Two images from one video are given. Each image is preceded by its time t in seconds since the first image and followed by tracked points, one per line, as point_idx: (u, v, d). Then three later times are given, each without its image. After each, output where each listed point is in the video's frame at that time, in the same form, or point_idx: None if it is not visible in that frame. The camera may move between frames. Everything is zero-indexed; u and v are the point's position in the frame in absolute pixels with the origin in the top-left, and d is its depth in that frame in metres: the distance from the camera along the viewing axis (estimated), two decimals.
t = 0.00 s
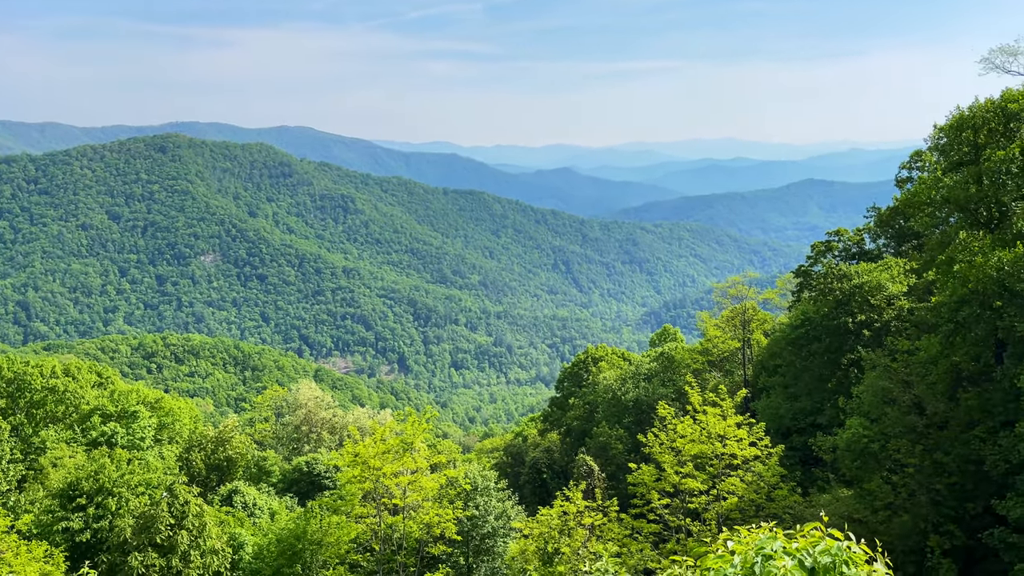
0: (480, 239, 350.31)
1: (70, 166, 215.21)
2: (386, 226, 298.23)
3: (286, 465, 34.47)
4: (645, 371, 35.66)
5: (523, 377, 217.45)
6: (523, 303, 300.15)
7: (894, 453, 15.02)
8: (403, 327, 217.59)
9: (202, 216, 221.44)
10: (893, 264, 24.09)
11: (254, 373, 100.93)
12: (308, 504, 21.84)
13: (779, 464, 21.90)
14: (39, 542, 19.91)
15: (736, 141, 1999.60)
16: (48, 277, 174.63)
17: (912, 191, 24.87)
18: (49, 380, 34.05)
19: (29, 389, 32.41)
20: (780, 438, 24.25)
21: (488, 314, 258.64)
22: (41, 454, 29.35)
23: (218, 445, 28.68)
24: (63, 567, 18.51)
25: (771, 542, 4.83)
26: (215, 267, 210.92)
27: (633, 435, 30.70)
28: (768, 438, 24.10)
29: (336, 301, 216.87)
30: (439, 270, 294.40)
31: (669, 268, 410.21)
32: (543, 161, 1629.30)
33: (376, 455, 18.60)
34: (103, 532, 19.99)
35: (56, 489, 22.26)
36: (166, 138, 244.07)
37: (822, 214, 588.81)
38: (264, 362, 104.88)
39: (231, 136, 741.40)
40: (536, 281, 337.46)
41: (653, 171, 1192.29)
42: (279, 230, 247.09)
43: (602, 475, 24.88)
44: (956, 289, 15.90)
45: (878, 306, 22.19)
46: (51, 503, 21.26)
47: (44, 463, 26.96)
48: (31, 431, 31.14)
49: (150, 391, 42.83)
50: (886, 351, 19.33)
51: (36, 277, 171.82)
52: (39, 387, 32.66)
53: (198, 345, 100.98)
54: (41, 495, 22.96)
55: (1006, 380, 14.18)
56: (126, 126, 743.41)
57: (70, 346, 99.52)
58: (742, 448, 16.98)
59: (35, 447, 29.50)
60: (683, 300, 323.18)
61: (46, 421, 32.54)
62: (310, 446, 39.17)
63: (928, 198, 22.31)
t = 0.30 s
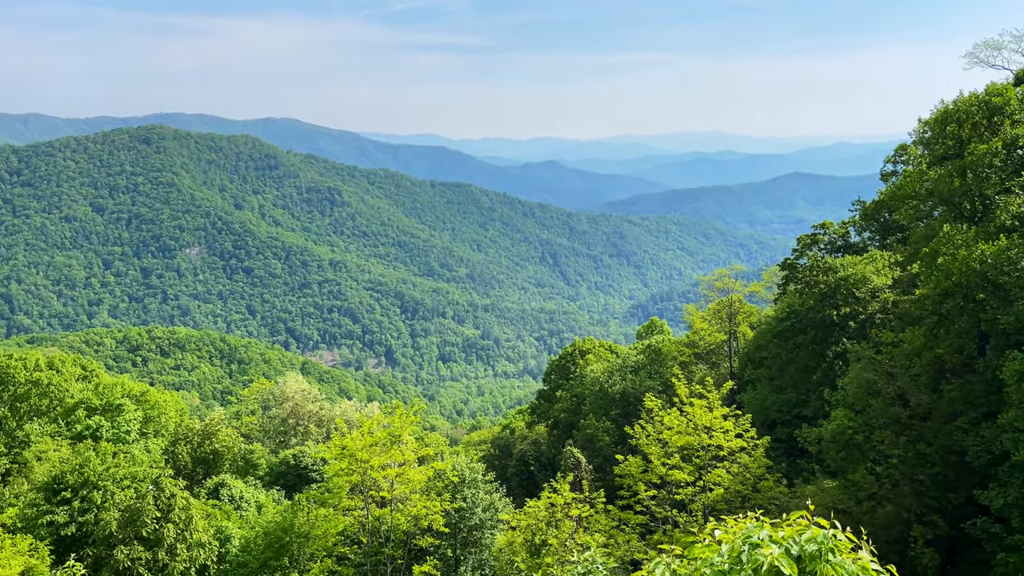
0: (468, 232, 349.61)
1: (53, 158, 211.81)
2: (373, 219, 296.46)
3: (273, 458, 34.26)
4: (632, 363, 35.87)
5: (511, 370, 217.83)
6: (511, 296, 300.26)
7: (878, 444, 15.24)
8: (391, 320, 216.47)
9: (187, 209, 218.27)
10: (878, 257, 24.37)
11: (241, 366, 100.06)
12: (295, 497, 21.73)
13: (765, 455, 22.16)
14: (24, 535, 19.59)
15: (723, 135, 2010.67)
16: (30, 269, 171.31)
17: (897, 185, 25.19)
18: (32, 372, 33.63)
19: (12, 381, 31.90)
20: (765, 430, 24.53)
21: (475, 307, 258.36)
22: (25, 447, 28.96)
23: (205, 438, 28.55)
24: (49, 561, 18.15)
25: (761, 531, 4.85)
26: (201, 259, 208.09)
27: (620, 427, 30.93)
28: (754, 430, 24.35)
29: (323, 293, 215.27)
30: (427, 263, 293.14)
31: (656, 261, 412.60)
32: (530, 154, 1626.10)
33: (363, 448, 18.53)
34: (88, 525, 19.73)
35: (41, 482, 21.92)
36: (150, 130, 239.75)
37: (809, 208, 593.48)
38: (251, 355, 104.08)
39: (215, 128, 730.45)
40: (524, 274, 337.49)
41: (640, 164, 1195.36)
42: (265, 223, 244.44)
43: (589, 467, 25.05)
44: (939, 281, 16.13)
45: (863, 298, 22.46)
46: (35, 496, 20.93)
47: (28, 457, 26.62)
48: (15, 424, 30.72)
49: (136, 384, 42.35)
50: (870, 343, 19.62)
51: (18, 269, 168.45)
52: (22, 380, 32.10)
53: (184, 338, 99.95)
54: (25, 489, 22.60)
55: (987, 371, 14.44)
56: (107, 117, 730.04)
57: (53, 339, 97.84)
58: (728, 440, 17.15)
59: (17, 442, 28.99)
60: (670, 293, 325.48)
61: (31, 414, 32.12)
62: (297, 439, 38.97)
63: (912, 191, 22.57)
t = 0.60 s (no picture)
0: (457, 224, 348.51)
1: (39, 148, 208.22)
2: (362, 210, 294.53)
3: (262, 450, 34.05)
4: (621, 355, 36.03)
5: (500, 362, 217.82)
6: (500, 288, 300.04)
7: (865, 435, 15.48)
8: (380, 313, 215.31)
9: (175, 199, 215.26)
10: (865, 249, 24.62)
11: (229, 358, 99.18)
12: (284, 489, 21.65)
13: (753, 446, 22.45)
14: (11, 528, 19.30)
15: (711, 128, 2015.16)
16: (14, 260, 168.44)
17: (886, 177, 25.42)
18: (19, 365, 33.19)
19: None
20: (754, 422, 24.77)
21: (465, 299, 257.88)
22: (11, 439, 28.61)
23: (194, 430, 28.22)
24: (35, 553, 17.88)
25: (750, 519, 4.89)
26: (188, 251, 205.55)
27: (609, 419, 31.11)
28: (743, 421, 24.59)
29: (311, 285, 213.59)
30: (416, 255, 291.80)
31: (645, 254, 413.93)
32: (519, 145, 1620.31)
33: (352, 439, 18.49)
34: (77, 518, 19.43)
35: (27, 474, 21.56)
36: (137, 120, 235.76)
37: (797, 200, 597.06)
38: (240, 347, 103.14)
39: (202, 117, 719.64)
40: (513, 266, 337.25)
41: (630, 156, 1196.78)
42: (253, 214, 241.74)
43: (578, 459, 25.17)
44: (926, 274, 16.33)
45: (851, 291, 22.70)
46: (21, 488, 20.57)
47: (15, 448, 26.30)
48: None
49: (124, 376, 41.86)
50: (858, 336, 19.84)
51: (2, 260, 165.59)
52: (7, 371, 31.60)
53: (172, 330, 98.82)
54: (12, 480, 22.22)
55: (974, 362, 14.75)
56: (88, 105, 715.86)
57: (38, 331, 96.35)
58: (717, 431, 17.31)
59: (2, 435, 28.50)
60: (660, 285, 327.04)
61: (17, 407, 31.71)
62: (286, 431, 38.76)
63: (900, 184, 22.76)
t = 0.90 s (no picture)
0: (450, 215, 347.35)
1: (28, 138, 205.33)
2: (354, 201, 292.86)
3: (254, 441, 33.92)
4: (613, 346, 36.11)
5: (493, 353, 217.93)
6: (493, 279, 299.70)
7: (856, 425, 15.64)
8: (372, 304, 214.29)
9: (166, 189, 212.82)
10: (856, 240, 24.79)
11: (221, 349, 98.54)
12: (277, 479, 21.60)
13: (745, 437, 22.63)
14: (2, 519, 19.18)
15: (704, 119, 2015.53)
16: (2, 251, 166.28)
17: (877, 169, 25.54)
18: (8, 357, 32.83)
19: None
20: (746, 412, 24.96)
21: (457, 291, 257.32)
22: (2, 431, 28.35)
23: (185, 421, 28.00)
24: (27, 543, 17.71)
25: (744, 507, 4.91)
26: (179, 241, 203.51)
27: (601, 409, 31.27)
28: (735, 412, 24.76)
29: (303, 276, 212.27)
30: (408, 246, 290.56)
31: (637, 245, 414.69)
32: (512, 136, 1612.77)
33: (345, 430, 18.45)
34: (68, 508, 19.27)
35: (19, 465, 21.39)
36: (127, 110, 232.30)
37: (789, 192, 599.18)
38: (232, 338, 102.42)
39: (192, 107, 710.51)
40: (505, 257, 336.86)
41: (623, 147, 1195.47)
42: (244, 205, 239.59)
43: (570, 449, 25.29)
44: (916, 265, 16.46)
45: (842, 282, 22.86)
46: (12, 479, 20.41)
47: (6, 439, 26.08)
48: None
49: (115, 367, 41.47)
50: (848, 326, 20.01)
51: None
52: None
53: (163, 321, 98.03)
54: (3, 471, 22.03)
55: (964, 353, 14.96)
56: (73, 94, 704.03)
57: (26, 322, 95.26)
58: (709, 421, 17.40)
59: None
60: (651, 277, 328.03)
61: (7, 398, 31.41)
62: (279, 422, 38.64)
63: (892, 176, 22.92)
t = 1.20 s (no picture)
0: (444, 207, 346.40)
1: (20, 128, 201.79)
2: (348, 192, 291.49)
3: (249, 432, 33.87)
4: (607, 337, 36.21)
5: (488, 344, 218.25)
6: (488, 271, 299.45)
7: (849, 417, 15.78)
8: (367, 296, 213.68)
9: (159, 180, 210.56)
10: (850, 232, 24.96)
11: (215, 340, 98.15)
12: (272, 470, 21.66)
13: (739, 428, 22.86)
14: None
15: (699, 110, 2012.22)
16: None
17: (871, 161, 25.59)
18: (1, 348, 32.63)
19: None
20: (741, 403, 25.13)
21: (452, 282, 256.97)
22: None
23: (180, 413, 28.04)
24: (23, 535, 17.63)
25: (739, 496, 4.94)
26: (173, 233, 201.94)
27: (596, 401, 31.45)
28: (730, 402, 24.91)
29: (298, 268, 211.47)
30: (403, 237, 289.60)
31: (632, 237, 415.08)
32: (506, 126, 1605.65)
33: (341, 421, 18.52)
34: (64, 501, 19.22)
35: (13, 455, 21.28)
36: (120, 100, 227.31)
37: (783, 183, 600.11)
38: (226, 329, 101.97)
39: (185, 97, 702.83)
40: (501, 249, 336.53)
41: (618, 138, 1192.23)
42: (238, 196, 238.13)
43: (565, 440, 25.49)
44: (911, 256, 16.44)
45: (836, 273, 23.00)
46: (7, 470, 20.31)
47: None
48: None
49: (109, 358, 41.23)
50: (842, 318, 20.13)
51: None
52: None
53: (158, 312, 97.43)
54: None
55: (957, 344, 15.08)
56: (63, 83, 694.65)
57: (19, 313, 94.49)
58: (703, 413, 17.52)
59: None
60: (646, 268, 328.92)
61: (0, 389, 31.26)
62: (274, 413, 38.67)
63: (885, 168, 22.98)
